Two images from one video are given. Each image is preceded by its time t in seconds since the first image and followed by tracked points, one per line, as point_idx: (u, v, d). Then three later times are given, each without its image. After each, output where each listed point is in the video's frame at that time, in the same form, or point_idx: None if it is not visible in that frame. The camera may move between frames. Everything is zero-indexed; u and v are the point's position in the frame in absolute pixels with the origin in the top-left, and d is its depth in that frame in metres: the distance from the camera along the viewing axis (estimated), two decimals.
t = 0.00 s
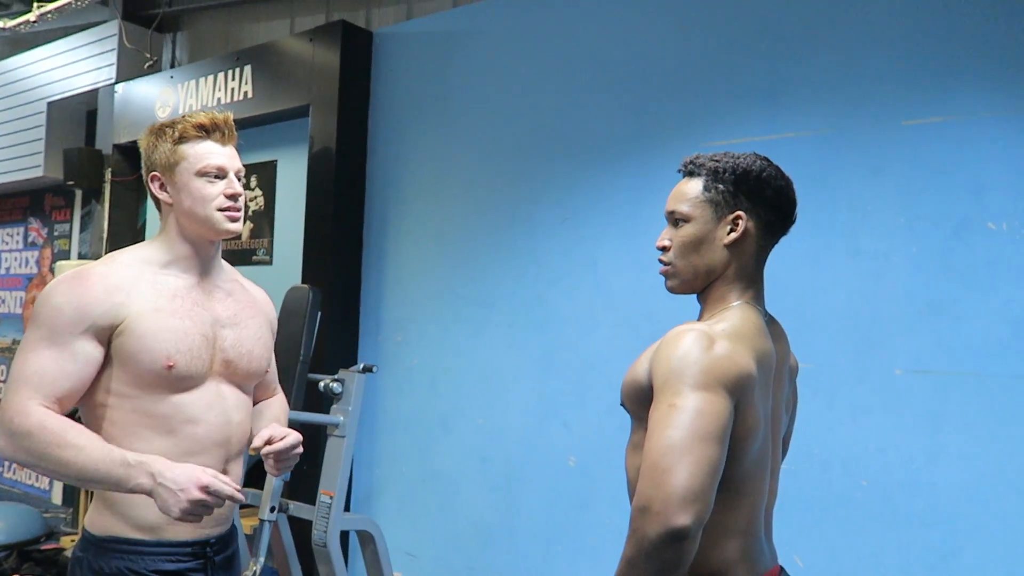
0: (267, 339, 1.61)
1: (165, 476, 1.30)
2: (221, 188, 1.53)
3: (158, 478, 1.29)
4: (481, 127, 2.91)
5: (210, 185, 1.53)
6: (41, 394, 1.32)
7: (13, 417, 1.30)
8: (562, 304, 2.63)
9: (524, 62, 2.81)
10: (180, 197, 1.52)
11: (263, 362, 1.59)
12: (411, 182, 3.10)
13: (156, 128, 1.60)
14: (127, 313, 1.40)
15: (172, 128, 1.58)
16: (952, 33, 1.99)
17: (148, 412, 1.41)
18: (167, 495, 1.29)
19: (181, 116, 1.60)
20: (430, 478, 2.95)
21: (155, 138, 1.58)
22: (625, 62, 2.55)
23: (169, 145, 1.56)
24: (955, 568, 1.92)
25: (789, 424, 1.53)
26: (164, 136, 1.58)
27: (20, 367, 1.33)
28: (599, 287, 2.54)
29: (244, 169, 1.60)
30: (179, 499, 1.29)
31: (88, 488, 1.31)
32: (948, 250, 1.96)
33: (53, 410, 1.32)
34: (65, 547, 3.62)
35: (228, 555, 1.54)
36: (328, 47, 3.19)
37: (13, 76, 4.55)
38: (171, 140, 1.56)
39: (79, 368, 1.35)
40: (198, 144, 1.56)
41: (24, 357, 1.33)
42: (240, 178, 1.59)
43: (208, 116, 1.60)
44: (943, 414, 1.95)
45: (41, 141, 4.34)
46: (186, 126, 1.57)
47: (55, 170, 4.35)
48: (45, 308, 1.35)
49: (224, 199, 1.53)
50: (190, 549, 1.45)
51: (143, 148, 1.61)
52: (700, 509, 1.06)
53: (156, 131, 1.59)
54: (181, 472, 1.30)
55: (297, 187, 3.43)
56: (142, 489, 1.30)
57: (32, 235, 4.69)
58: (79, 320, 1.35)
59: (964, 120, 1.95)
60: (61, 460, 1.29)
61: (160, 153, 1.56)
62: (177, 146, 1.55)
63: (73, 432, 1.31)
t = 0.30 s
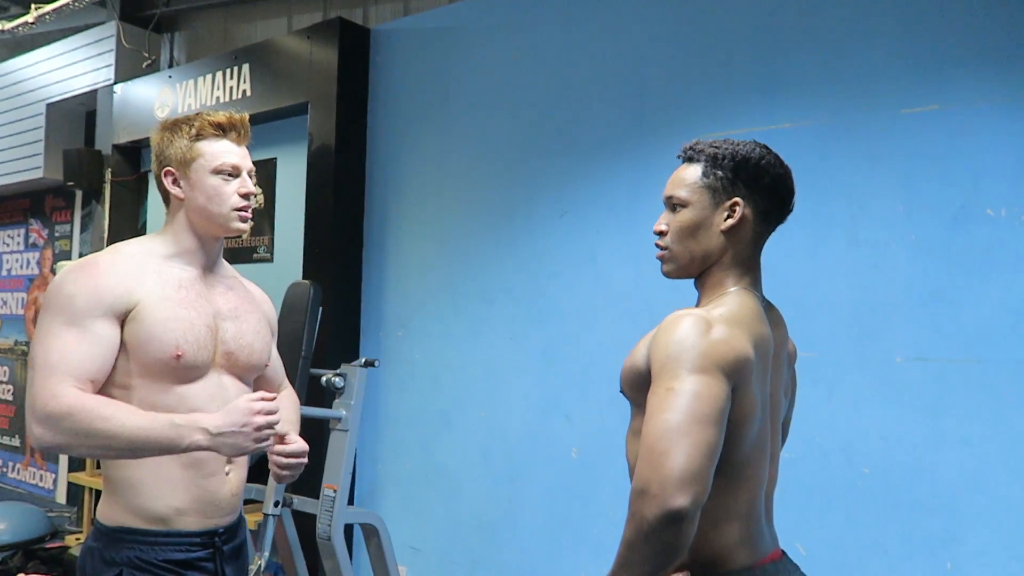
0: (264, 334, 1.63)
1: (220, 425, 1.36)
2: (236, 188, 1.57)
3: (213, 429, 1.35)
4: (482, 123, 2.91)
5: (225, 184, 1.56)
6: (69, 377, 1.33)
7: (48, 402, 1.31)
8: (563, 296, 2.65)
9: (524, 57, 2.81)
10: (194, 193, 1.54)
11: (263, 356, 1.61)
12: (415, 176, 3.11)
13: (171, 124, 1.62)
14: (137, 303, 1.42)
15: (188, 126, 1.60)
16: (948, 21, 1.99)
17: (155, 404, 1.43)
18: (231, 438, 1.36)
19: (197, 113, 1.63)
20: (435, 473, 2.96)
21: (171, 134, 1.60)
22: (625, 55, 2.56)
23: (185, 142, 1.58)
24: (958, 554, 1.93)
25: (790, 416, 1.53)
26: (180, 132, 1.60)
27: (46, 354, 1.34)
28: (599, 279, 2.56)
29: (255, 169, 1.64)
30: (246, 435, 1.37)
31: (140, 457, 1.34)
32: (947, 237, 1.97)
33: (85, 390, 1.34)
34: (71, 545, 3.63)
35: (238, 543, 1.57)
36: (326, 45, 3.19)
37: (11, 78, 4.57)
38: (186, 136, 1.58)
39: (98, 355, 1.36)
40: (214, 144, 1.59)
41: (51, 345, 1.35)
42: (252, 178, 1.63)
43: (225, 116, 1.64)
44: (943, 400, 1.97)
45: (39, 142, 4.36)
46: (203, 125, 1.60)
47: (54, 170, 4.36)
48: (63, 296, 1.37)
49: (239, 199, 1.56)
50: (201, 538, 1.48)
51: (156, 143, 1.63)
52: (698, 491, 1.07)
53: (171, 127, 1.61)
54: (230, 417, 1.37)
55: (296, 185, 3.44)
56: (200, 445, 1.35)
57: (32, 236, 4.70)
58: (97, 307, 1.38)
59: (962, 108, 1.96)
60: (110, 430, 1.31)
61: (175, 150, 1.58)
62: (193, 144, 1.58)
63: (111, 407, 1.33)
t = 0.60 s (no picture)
0: (268, 312, 1.65)
1: (200, 452, 1.38)
2: (226, 168, 1.54)
3: (194, 455, 1.38)
4: (474, 101, 2.91)
5: (216, 165, 1.54)
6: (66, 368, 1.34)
7: (47, 394, 1.32)
8: (556, 274, 2.65)
9: (514, 34, 2.80)
10: (186, 173, 1.53)
11: (266, 333, 1.63)
12: (407, 154, 3.10)
13: (167, 101, 1.60)
14: (143, 285, 1.43)
15: (182, 104, 1.58)
16: None
17: (162, 382, 1.44)
18: (207, 469, 1.39)
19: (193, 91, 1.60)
20: (431, 450, 2.98)
21: (166, 112, 1.58)
22: (618, 30, 2.54)
23: (178, 121, 1.56)
24: (947, 522, 1.96)
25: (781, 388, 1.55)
26: (175, 110, 1.58)
27: (44, 342, 1.35)
28: (592, 256, 2.57)
29: (250, 149, 1.60)
30: (222, 469, 1.40)
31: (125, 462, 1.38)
32: (938, 211, 1.98)
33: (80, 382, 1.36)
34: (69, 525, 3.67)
35: (242, 518, 1.60)
36: (316, 22, 3.17)
37: None
38: (179, 115, 1.56)
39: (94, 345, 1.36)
40: (207, 123, 1.56)
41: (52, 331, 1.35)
42: (246, 157, 1.59)
43: (218, 95, 1.59)
44: (932, 372, 1.99)
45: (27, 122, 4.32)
46: (196, 104, 1.57)
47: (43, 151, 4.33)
48: (67, 282, 1.36)
49: (230, 179, 1.54)
50: (208, 512, 1.50)
51: (154, 120, 1.62)
52: (691, 460, 1.09)
53: (167, 105, 1.59)
54: (209, 446, 1.39)
55: (289, 164, 3.43)
56: (179, 466, 1.38)
57: (22, 218, 4.67)
58: (105, 291, 1.38)
59: (952, 83, 1.97)
60: (103, 433, 1.34)
61: (169, 128, 1.57)
62: (185, 123, 1.55)
63: (105, 407, 1.35)
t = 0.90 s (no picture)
0: (280, 310, 1.64)
1: (230, 441, 1.32)
2: (228, 161, 1.54)
3: (223, 444, 1.32)
4: (470, 98, 2.92)
5: (218, 158, 1.54)
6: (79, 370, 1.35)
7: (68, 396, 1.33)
8: (553, 271, 2.67)
9: (510, 31, 2.81)
10: (189, 169, 1.54)
11: (278, 333, 1.62)
12: (403, 151, 3.11)
13: (168, 97, 1.61)
14: (151, 286, 1.44)
15: (181, 98, 1.58)
16: None
17: (169, 382, 1.46)
18: (240, 457, 1.33)
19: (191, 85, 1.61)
20: (429, 445, 3.00)
21: (167, 109, 1.59)
22: (613, 28, 2.56)
23: (178, 116, 1.57)
24: (940, 515, 1.99)
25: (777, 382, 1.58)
26: (174, 105, 1.58)
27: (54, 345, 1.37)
28: (589, 253, 2.58)
29: (252, 140, 1.60)
30: (255, 458, 1.33)
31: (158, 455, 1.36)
32: (930, 207, 2.01)
33: (104, 381, 1.37)
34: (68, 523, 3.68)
35: (244, 516, 1.60)
36: (312, 19, 3.18)
37: None
38: (179, 110, 1.57)
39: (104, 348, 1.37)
40: (205, 117, 1.56)
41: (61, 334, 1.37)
42: (248, 149, 1.59)
43: (215, 87, 1.59)
44: (926, 367, 2.01)
45: (21, 120, 4.31)
46: (193, 98, 1.57)
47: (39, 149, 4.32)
48: (74, 286, 1.38)
49: (232, 172, 1.54)
50: (208, 510, 1.51)
51: (157, 117, 1.63)
52: (690, 454, 1.11)
53: (167, 101, 1.60)
54: (238, 433, 1.32)
55: (285, 161, 3.43)
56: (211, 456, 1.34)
57: (17, 216, 4.66)
58: (111, 294, 1.39)
59: (943, 80, 1.99)
60: (128, 428, 1.33)
61: (169, 125, 1.58)
62: (185, 118, 1.56)
63: (128, 402, 1.34)
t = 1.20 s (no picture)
0: (303, 295, 1.66)
1: (330, 391, 1.25)
2: (258, 161, 1.57)
3: (324, 396, 1.25)
4: (474, 100, 2.94)
5: (249, 156, 1.56)
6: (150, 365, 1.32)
7: (152, 390, 1.29)
8: (555, 271, 2.69)
9: (515, 33, 2.83)
10: (215, 158, 1.55)
11: (303, 319, 1.64)
12: (407, 151, 3.13)
13: (207, 78, 1.59)
14: (186, 277, 1.46)
15: (224, 85, 1.57)
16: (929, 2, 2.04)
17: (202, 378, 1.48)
18: (344, 408, 1.25)
19: (237, 73, 1.60)
20: (429, 444, 3.02)
21: (204, 90, 1.58)
22: (616, 32, 2.58)
23: (216, 102, 1.56)
24: (933, 518, 2.01)
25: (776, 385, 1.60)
26: (214, 90, 1.57)
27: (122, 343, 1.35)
28: (590, 254, 2.60)
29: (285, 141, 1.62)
30: (359, 405, 1.25)
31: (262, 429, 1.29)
32: (929, 214, 2.03)
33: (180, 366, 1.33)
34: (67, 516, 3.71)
35: (282, 515, 1.62)
36: (317, 19, 3.20)
37: None
38: (218, 96, 1.57)
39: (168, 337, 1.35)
40: (245, 111, 1.56)
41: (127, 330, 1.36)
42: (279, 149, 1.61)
43: (262, 82, 1.59)
44: (923, 371, 2.04)
45: (27, 115, 4.34)
46: (237, 89, 1.57)
47: (43, 144, 4.35)
48: (116, 286, 1.39)
49: (260, 173, 1.57)
50: (247, 507, 1.53)
51: (189, 94, 1.61)
52: (689, 453, 1.13)
53: (207, 82, 1.59)
54: (336, 381, 1.26)
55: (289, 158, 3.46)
56: (316, 413, 1.26)
57: (20, 210, 4.68)
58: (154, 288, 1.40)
59: (943, 88, 2.02)
60: (223, 402, 1.26)
61: (204, 106, 1.57)
62: (223, 107, 1.56)
63: (215, 379, 1.28)
